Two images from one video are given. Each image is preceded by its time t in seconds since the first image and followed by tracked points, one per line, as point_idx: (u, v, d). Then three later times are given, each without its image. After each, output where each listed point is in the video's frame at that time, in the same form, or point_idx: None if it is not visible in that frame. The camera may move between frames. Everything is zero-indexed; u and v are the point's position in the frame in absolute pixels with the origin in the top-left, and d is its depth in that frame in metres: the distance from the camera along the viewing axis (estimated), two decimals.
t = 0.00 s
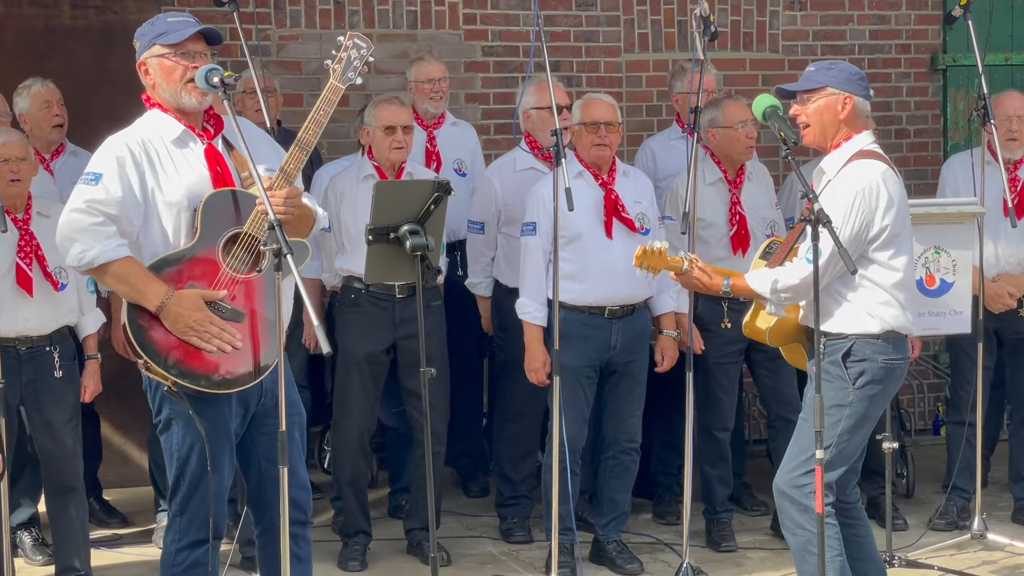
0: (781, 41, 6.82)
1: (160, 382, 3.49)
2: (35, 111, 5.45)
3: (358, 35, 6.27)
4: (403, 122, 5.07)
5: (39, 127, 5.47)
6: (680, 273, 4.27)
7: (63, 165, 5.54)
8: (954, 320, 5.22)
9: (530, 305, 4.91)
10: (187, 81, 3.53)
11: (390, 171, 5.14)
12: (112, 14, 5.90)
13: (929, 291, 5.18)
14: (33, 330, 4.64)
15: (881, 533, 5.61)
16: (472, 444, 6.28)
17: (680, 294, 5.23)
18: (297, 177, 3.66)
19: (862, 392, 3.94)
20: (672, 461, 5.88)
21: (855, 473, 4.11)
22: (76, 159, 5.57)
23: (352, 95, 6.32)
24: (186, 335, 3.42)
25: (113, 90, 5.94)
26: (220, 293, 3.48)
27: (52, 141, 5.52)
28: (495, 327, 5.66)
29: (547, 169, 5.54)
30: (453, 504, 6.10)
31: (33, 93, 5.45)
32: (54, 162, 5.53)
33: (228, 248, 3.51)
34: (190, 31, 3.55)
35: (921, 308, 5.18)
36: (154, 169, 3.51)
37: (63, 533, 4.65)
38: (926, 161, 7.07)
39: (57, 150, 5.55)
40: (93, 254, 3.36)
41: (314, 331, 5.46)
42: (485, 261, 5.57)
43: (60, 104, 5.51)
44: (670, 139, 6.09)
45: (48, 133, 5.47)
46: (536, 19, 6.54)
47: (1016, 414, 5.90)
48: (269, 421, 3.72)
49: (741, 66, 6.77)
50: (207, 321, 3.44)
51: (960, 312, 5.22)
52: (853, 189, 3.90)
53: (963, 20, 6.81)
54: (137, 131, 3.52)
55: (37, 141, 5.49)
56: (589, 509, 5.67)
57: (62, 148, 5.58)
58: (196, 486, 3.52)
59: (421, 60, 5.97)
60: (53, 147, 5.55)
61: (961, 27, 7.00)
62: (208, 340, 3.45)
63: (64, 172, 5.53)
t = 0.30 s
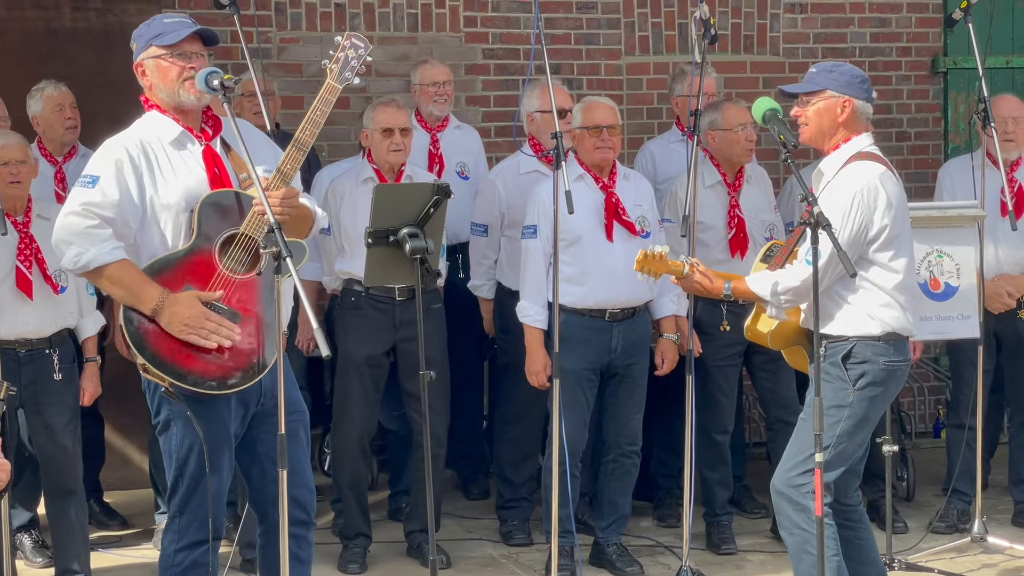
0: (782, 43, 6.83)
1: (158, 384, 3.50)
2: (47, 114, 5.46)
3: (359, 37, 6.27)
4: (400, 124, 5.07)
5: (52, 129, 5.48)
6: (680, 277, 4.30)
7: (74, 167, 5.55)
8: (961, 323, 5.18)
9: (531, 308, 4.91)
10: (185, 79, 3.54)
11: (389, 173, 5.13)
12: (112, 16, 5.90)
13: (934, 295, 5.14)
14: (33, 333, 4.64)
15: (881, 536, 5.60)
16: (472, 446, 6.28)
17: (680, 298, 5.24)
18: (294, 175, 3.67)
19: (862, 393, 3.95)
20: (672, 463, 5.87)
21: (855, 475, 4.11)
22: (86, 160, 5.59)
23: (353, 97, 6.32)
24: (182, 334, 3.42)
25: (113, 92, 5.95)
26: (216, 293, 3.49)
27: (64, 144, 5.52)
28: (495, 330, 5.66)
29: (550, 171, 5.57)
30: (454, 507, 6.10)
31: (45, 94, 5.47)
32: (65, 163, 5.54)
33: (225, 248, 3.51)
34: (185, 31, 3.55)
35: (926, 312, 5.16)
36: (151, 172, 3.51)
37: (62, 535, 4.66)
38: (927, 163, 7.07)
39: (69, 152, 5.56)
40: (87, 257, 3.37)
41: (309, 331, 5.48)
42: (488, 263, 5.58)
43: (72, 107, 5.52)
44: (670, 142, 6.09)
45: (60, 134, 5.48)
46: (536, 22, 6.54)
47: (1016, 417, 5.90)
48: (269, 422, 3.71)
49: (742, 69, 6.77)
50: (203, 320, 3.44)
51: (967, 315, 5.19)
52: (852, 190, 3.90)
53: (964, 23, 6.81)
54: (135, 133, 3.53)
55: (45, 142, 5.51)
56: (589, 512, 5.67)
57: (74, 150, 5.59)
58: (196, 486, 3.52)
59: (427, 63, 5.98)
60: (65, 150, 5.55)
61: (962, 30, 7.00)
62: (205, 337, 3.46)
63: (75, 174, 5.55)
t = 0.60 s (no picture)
0: (786, 45, 6.83)
1: (158, 387, 3.50)
2: (60, 116, 5.47)
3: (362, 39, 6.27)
4: (400, 125, 5.07)
5: (65, 131, 5.48)
6: (683, 275, 4.30)
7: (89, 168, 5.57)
8: (968, 325, 5.13)
9: (534, 309, 4.90)
10: (189, 84, 3.55)
11: (390, 174, 5.14)
12: (116, 18, 5.90)
13: (940, 296, 5.10)
14: (35, 334, 4.64)
15: (885, 538, 5.59)
16: (475, 448, 6.27)
17: (685, 300, 5.23)
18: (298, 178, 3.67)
19: (862, 400, 3.95)
20: (675, 464, 5.87)
21: (855, 479, 4.11)
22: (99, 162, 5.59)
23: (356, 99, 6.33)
24: (179, 341, 3.43)
25: (116, 93, 5.96)
26: (218, 300, 3.49)
27: (78, 146, 5.53)
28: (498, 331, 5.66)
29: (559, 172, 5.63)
30: (457, 508, 6.10)
31: (58, 97, 5.48)
32: (78, 165, 5.56)
33: (227, 251, 3.52)
34: (190, 34, 3.56)
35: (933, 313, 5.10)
36: (154, 174, 3.52)
37: (65, 536, 4.66)
38: (931, 164, 7.07)
39: (83, 154, 5.58)
40: (88, 259, 3.37)
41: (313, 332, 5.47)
42: (497, 265, 5.57)
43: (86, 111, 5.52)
44: (673, 143, 6.08)
45: (74, 137, 5.49)
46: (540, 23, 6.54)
47: (1020, 418, 5.89)
48: (270, 425, 3.71)
49: (745, 70, 6.77)
50: (201, 329, 3.45)
51: (974, 316, 5.14)
52: (859, 196, 3.89)
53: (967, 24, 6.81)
54: (138, 136, 3.53)
55: (58, 143, 5.52)
56: (592, 514, 5.67)
57: (88, 151, 5.60)
58: (196, 488, 3.53)
59: (435, 64, 5.97)
60: (79, 151, 5.57)
61: (966, 31, 6.99)
62: (201, 348, 3.46)
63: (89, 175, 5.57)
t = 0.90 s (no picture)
0: (788, 46, 6.83)
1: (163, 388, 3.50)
2: (59, 115, 5.50)
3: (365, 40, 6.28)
4: (399, 127, 5.08)
5: (62, 130, 5.51)
6: (684, 273, 4.29)
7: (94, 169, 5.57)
8: (963, 327, 5.16)
9: (537, 310, 4.91)
10: (192, 86, 3.55)
11: (390, 177, 5.14)
12: (119, 20, 5.91)
13: (938, 298, 5.09)
14: (41, 336, 4.65)
15: (887, 539, 5.59)
16: (478, 449, 6.28)
17: (687, 302, 5.23)
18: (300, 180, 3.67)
19: (864, 401, 3.95)
20: (677, 466, 5.87)
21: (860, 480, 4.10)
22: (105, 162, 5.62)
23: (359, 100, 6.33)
24: (185, 342, 3.42)
25: (120, 95, 5.97)
26: (222, 302, 3.49)
27: (79, 147, 5.54)
28: (501, 333, 5.67)
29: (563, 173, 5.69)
30: (459, 509, 6.10)
31: (57, 96, 5.52)
32: (83, 165, 5.57)
33: (231, 254, 3.53)
34: (191, 36, 3.56)
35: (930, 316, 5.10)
36: (159, 175, 3.52)
37: (69, 537, 4.67)
38: (934, 166, 7.06)
39: (88, 155, 5.59)
40: (94, 262, 3.37)
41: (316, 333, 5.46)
42: (502, 266, 5.56)
43: (85, 110, 5.54)
44: (674, 145, 6.08)
45: (70, 136, 5.50)
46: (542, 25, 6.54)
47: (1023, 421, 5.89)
48: (272, 426, 3.71)
49: (748, 72, 6.77)
50: (206, 331, 3.44)
51: (969, 318, 5.16)
52: (856, 193, 3.90)
53: (970, 26, 6.81)
54: (143, 136, 3.54)
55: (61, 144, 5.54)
56: (595, 515, 5.67)
57: (93, 152, 5.62)
58: (201, 489, 3.53)
59: (439, 66, 5.98)
60: (84, 152, 5.58)
61: (968, 32, 6.99)
62: (208, 348, 3.45)
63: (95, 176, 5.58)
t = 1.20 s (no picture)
0: (793, 47, 6.82)
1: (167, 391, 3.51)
2: (55, 115, 5.52)
3: (370, 42, 6.28)
4: (400, 129, 5.09)
5: (55, 130, 5.54)
6: (688, 271, 4.31)
7: (91, 170, 5.62)
8: (966, 327, 5.17)
9: (542, 311, 4.91)
10: (197, 89, 3.55)
11: (391, 178, 5.14)
12: (124, 21, 5.92)
13: (941, 298, 5.12)
14: (46, 337, 4.65)
15: (893, 541, 5.58)
16: (482, 450, 6.28)
17: (692, 303, 5.23)
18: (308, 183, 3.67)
19: (871, 404, 3.95)
20: (682, 467, 5.87)
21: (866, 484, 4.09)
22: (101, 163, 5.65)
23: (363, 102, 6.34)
24: (189, 343, 3.44)
25: (125, 96, 5.97)
26: (226, 302, 3.50)
27: (74, 148, 5.58)
28: (505, 334, 5.66)
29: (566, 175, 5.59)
30: (464, 511, 6.09)
31: (55, 98, 5.52)
32: (80, 167, 5.62)
33: (236, 257, 3.53)
34: (199, 39, 3.56)
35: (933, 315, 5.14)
36: (163, 178, 3.52)
37: (74, 538, 4.67)
38: (939, 167, 7.06)
39: (86, 155, 5.63)
40: (99, 263, 3.37)
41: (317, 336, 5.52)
42: (506, 267, 5.57)
43: (79, 113, 5.54)
44: (678, 147, 6.09)
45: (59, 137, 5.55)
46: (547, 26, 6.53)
47: None
48: (277, 428, 3.71)
49: (752, 72, 6.77)
50: (211, 331, 3.46)
51: (972, 319, 5.18)
52: (863, 200, 3.89)
53: (976, 26, 6.79)
54: (148, 139, 3.54)
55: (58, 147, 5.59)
56: (600, 516, 5.66)
57: (90, 152, 5.66)
58: (204, 492, 3.53)
59: (443, 67, 5.98)
60: (81, 152, 5.62)
61: (974, 33, 6.98)
62: (211, 351, 3.47)
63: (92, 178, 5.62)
